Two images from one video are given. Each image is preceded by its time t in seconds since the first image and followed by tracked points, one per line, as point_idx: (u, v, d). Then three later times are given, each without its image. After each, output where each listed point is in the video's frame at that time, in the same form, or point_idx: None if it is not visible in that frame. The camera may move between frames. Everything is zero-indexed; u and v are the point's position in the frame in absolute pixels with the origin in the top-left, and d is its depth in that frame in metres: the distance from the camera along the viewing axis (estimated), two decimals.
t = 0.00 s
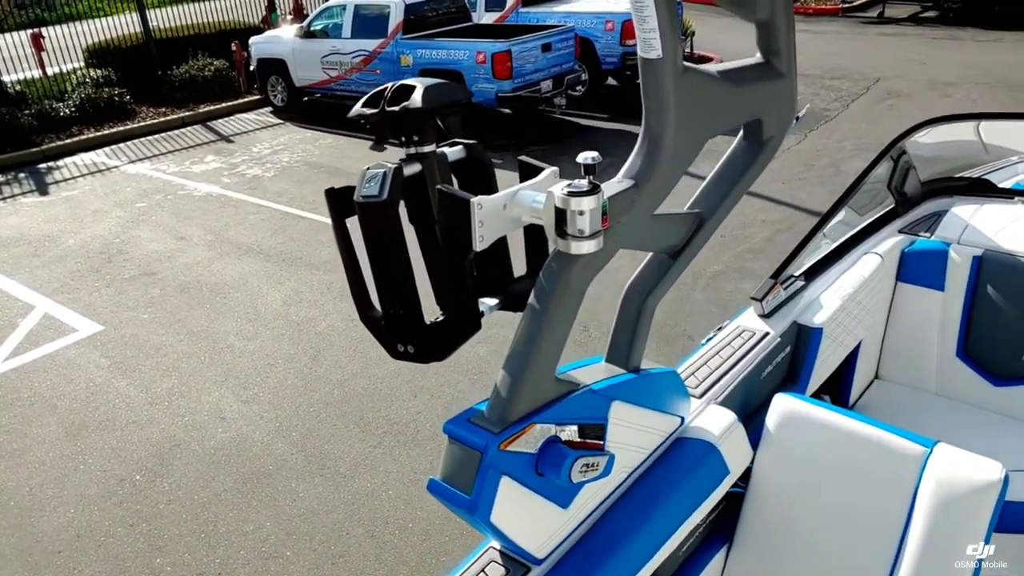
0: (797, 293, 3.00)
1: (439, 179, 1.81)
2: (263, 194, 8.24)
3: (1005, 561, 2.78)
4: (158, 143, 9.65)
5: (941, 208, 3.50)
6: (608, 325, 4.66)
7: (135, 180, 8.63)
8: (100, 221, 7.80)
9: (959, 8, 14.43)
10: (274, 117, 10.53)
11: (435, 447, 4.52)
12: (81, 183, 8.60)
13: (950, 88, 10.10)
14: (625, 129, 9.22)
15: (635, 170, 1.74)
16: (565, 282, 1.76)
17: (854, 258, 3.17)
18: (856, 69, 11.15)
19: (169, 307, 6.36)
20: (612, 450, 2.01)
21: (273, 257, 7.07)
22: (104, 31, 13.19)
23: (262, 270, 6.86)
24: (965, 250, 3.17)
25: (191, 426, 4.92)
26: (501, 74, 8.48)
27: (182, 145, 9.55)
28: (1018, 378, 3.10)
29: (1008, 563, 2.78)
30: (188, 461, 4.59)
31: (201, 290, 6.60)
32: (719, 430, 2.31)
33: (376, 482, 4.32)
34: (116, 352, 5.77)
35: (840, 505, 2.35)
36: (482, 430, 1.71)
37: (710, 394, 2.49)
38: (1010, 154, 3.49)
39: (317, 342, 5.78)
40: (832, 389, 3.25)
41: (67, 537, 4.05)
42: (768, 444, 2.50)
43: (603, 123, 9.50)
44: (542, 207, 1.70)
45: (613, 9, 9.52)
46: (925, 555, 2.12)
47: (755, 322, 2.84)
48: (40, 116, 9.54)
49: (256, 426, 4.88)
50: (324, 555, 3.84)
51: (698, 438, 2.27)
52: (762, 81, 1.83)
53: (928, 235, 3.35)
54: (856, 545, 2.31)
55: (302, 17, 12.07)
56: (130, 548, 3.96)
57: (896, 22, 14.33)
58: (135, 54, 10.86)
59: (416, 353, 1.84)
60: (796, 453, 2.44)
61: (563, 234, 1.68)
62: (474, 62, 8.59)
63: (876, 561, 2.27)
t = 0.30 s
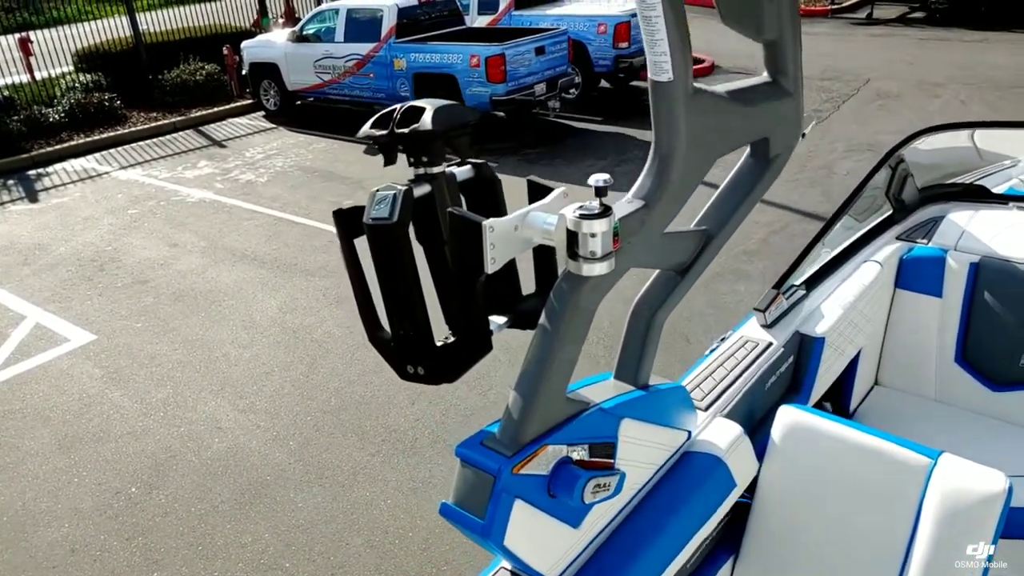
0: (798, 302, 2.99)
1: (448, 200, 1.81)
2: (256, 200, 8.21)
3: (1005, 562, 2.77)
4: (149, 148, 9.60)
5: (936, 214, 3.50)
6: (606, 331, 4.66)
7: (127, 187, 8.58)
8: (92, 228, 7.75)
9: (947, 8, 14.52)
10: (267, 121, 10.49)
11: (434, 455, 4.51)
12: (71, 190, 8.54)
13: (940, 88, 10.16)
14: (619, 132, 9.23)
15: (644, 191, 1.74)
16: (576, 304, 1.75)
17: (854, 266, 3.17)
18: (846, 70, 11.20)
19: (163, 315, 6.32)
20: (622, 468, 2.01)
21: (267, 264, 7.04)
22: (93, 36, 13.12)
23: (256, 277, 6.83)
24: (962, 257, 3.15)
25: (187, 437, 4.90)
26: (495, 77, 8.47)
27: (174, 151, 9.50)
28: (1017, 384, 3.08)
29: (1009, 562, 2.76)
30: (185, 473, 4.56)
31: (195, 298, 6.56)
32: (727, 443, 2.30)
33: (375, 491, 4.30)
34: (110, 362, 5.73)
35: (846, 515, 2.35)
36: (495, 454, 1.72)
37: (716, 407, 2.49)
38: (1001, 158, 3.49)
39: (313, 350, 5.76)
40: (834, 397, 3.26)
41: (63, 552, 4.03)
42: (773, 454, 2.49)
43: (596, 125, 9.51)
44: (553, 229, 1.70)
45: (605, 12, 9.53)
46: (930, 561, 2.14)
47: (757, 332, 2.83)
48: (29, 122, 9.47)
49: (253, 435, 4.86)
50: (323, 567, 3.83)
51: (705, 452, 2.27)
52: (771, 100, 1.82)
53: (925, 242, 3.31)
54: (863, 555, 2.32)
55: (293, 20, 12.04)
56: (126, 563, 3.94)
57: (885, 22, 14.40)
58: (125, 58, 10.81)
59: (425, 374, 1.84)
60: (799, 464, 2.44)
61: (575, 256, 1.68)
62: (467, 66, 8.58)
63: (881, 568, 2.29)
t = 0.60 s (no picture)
0: (786, 314, 3.02)
1: (444, 224, 1.80)
2: (236, 211, 8.14)
3: (1005, 561, 2.75)
4: (125, 159, 9.49)
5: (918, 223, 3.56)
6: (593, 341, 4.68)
7: (103, 199, 8.47)
8: (68, 241, 7.64)
9: (918, 14, 14.76)
10: (245, 131, 10.42)
11: (421, 468, 4.49)
12: (47, 202, 8.42)
13: (913, 94, 10.31)
14: (599, 139, 9.27)
15: (641, 213, 1.76)
16: (574, 326, 1.76)
17: (839, 277, 3.21)
18: (822, 76, 11.34)
19: (142, 329, 6.24)
20: (621, 486, 2.01)
21: (248, 275, 6.98)
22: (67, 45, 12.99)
23: (238, 289, 6.76)
24: (944, 265, 3.20)
25: (169, 453, 4.84)
26: (475, 86, 8.48)
27: (150, 162, 9.40)
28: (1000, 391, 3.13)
29: (1008, 561, 2.74)
30: (168, 490, 4.50)
31: (175, 311, 6.49)
32: (721, 458, 2.31)
33: (362, 504, 4.27)
34: (89, 378, 5.65)
35: (840, 529, 2.37)
36: (496, 479, 1.74)
37: (709, 421, 2.50)
38: (978, 166, 3.55)
39: (297, 363, 5.71)
40: (822, 407, 3.29)
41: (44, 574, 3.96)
42: (764, 470, 2.50)
43: (576, 132, 9.55)
44: (552, 253, 1.70)
45: (584, 20, 9.57)
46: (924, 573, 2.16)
47: (747, 344, 2.85)
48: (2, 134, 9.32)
49: (237, 450, 4.81)
50: None
51: (700, 467, 2.27)
52: (764, 123, 1.84)
53: (908, 251, 3.37)
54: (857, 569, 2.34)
55: (270, 29, 11.98)
56: None
57: (858, 28, 14.60)
58: (100, 68, 10.69)
59: (424, 398, 1.84)
60: (790, 479, 2.46)
61: (574, 280, 1.70)
62: (447, 75, 8.58)
63: None
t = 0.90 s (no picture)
0: (773, 325, 3.06)
1: (442, 248, 1.82)
2: (216, 223, 8.08)
3: (1005, 561, 2.77)
4: (102, 172, 9.38)
5: (900, 232, 3.61)
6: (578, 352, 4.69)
7: (80, 212, 8.37)
8: (45, 256, 7.54)
9: (890, 22, 15.00)
10: (224, 142, 10.36)
11: (408, 481, 4.47)
12: (22, 217, 8.30)
13: (887, 100, 10.47)
14: (579, 148, 9.32)
15: (637, 236, 1.78)
16: (573, 347, 1.77)
17: (824, 288, 3.26)
18: (797, 84, 11.48)
19: (123, 345, 6.17)
20: (619, 503, 2.03)
21: (229, 288, 6.92)
22: (42, 57, 12.86)
23: (219, 303, 6.71)
24: (926, 274, 3.27)
25: (152, 471, 4.78)
26: (455, 96, 8.49)
27: (128, 174, 9.31)
28: (983, 398, 3.18)
29: (1009, 562, 2.78)
30: (151, 508, 4.45)
31: (156, 326, 6.42)
32: (715, 472, 2.33)
33: (349, 519, 4.25)
34: (68, 395, 5.57)
35: (832, 539, 2.40)
36: (497, 501, 1.75)
37: (702, 434, 2.53)
38: (954, 176, 3.62)
39: (281, 377, 5.67)
40: (808, 416, 3.34)
41: None
42: (757, 482, 2.53)
43: (556, 142, 9.59)
44: (550, 275, 1.72)
45: (562, 30, 9.63)
46: None
47: (736, 357, 2.88)
48: None
49: (221, 466, 4.77)
50: None
51: (694, 481, 2.29)
52: (756, 145, 1.86)
53: (891, 261, 3.42)
54: None
55: (248, 40, 11.94)
56: None
57: (832, 36, 14.82)
58: (75, 80, 10.58)
59: (423, 421, 1.85)
60: (782, 491, 2.49)
61: (572, 302, 1.72)
62: (427, 85, 8.59)
63: None
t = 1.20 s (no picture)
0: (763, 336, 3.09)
1: (441, 268, 1.82)
2: (199, 235, 8.02)
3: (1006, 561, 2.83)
4: (82, 183, 9.29)
5: (885, 241, 3.66)
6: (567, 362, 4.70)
7: (60, 225, 8.28)
8: (25, 269, 7.44)
9: (868, 29, 15.20)
10: (206, 153, 10.30)
11: (397, 494, 4.45)
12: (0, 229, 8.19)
13: (866, 107, 10.60)
14: (563, 156, 9.35)
15: (634, 255, 1.80)
16: (573, 366, 1.78)
17: (812, 298, 3.30)
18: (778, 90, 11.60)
19: (106, 359, 6.10)
20: (617, 519, 2.04)
21: (214, 300, 6.86)
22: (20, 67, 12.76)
23: (203, 315, 6.65)
24: (912, 283, 3.32)
25: (138, 486, 4.72)
26: (438, 105, 8.50)
27: (109, 186, 9.22)
28: (969, 406, 3.23)
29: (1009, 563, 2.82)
30: (138, 524, 4.40)
31: (139, 339, 6.35)
32: (710, 485, 2.35)
33: (338, 533, 4.22)
34: (51, 411, 5.49)
35: (827, 548, 2.43)
36: (499, 520, 1.76)
37: (696, 447, 2.55)
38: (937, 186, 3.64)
39: (267, 389, 5.63)
40: (798, 425, 3.37)
41: None
42: (751, 492, 2.55)
43: (540, 150, 9.61)
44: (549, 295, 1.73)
45: (544, 39, 9.67)
46: None
47: (727, 368, 2.91)
48: None
49: (208, 481, 4.72)
50: None
51: (689, 494, 2.30)
52: (749, 164, 1.88)
53: (876, 270, 3.47)
54: None
55: (229, 49, 11.91)
56: None
57: (811, 42, 14.99)
58: (54, 90, 10.53)
59: (423, 441, 1.85)
60: (776, 502, 2.51)
61: (572, 321, 1.73)
62: (410, 94, 8.59)
63: None
